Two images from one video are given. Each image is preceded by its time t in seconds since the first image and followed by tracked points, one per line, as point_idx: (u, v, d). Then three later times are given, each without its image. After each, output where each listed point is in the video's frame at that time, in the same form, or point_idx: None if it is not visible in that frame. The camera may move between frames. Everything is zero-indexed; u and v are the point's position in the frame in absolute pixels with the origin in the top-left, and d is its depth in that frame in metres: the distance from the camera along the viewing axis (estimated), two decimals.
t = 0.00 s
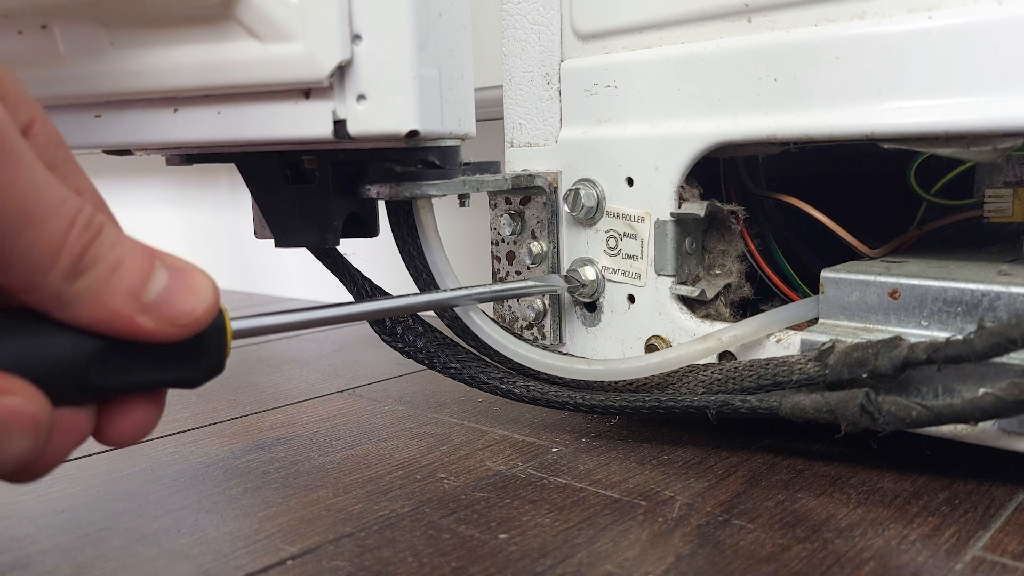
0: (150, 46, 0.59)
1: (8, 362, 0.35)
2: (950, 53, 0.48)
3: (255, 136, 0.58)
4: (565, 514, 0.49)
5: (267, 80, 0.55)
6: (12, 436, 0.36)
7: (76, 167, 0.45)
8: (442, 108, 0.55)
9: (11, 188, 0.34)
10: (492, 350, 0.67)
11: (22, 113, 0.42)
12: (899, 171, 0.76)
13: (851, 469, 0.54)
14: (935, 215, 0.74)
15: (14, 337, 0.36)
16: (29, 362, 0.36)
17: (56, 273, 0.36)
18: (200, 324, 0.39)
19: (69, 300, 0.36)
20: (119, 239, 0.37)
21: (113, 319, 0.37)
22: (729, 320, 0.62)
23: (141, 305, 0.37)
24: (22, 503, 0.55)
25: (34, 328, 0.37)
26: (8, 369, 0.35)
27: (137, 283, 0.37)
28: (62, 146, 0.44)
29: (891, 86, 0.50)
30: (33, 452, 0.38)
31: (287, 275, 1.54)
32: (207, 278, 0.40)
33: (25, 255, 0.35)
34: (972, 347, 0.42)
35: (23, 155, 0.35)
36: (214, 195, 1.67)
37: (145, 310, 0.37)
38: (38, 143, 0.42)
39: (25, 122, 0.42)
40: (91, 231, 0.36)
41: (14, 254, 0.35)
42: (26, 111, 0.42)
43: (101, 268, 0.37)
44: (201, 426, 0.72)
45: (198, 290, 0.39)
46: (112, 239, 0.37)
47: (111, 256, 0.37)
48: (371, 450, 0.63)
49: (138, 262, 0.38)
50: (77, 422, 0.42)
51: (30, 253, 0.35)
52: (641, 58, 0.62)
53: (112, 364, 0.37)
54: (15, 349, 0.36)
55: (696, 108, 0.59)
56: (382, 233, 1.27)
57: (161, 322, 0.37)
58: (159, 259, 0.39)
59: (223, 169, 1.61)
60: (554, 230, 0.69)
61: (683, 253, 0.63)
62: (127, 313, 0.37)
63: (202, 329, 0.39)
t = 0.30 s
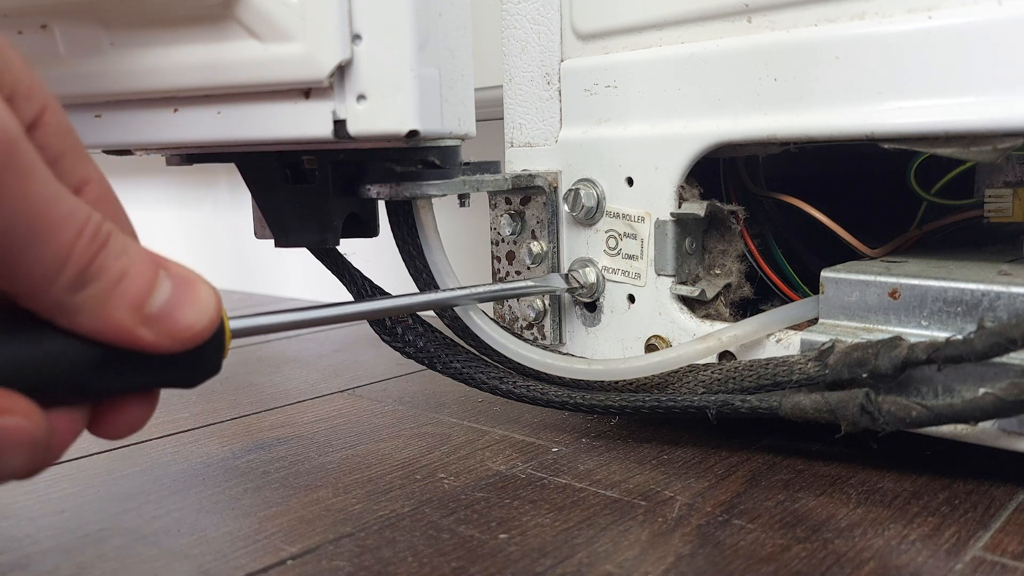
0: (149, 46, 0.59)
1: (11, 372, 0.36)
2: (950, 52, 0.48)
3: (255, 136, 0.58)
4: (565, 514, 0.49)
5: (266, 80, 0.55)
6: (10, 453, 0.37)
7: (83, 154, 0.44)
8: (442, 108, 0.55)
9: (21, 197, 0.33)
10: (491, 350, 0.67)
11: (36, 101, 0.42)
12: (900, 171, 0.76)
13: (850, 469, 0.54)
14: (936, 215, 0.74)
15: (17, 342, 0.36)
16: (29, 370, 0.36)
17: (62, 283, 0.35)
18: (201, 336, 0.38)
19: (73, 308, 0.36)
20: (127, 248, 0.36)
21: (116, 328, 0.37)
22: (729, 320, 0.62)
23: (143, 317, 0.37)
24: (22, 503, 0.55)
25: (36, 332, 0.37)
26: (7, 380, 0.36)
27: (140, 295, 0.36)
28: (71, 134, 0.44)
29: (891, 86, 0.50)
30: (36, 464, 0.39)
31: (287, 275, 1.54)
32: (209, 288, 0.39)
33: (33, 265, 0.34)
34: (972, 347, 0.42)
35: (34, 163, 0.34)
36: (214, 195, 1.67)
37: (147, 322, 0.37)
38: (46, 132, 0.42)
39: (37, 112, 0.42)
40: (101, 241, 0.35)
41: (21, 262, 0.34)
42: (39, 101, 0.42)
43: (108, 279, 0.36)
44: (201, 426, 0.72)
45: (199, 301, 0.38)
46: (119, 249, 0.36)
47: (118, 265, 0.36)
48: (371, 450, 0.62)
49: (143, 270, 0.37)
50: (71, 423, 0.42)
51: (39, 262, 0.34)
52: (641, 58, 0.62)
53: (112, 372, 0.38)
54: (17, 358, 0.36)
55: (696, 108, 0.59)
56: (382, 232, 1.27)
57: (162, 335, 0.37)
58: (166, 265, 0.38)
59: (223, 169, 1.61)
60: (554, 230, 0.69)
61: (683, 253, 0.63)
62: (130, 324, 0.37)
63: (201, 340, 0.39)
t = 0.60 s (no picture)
0: (150, 46, 0.59)
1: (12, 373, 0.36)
2: (950, 52, 0.48)
3: (255, 136, 0.58)
4: (565, 514, 0.49)
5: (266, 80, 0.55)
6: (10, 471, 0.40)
7: (87, 145, 0.43)
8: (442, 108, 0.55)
9: (29, 219, 0.33)
10: (491, 350, 0.67)
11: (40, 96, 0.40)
12: (900, 171, 0.76)
13: (850, 469, 0.54)
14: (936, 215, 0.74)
15: (20, 348, 0.37)
16: (36, 378, 0.37)
17: (66, 301, 0.35)
18: (201, 354, 0.38)
19: (75, 324, 0.36)
20: (131, 264, 0.36)
21: (115, 345, 0.37)
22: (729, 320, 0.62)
23: (145, 335, 0.37)
24: (22, 503, 0.55)
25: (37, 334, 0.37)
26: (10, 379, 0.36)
27: (142, 314, 0.36)
28: (74, 126, 0.42)
29: (891, 86, 0.50)
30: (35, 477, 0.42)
31: (287, 275, 1.54)
32: (212, 304, 0.39)
33: (37, 284, 0.34)
34: (972, 347, 0.42)
35: (39, 182, 0.33)
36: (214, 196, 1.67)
37: (147, 339, 0.37)
38: (50, 125, 0.41)
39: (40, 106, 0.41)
40: (105, 260, 0.35)
41: (25, 282, 0.34)
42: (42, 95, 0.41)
43: (110, 297, 0.36)
44: (201, 426, 0.72)
45: (201, 318, 0.38)
46: (124, 266, 0.36)
47: (121, 284, 0.36)
48: (371, 450, 0.62)
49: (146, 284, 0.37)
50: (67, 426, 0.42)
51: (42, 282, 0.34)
52: (641, 58, 0.62)
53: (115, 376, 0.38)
54: (23, 363, 0.37)
55: (695, 108, 0.59)
56: (382, 232, 1.27)
57: (161, 353, 0.37)
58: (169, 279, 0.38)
59: (223, 169, 1.60)
60: (554, 230, 0.69)
61: (683, 253, 0.63)
62: (131, 341, 0.37)
63: (202, 356, 0.39)
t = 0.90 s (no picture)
0: (149, 47, 0.59)
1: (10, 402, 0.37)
2: (950, 52, 0.48)
3: (255, 136, 0.58)
4: (565, 514, 0.49)
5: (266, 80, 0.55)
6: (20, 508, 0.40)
7: (96, 160, 0.42)
8: (442, 108, 0.55)
9: (42, 264, 0.32)
10: (491, 350, 0.67)
11: (51, 117, 0.38)
12: (900, 171, 0.76)
13: (850, 469, 0.54)
14: (936, 215, 0.74)
15: (23, 379, 0.37)
16: (37, 405, 0.38)
17: (75, 341, 0.35)
18: (208, 386, 0.39)
19: (81, 361, 0.36)
20: (141, 299, 0.36)
21: (121, 379, 0.37)
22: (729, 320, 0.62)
23: (153, 368, 0.37)
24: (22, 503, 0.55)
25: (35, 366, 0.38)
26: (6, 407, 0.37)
27: (151, 349, 0.36)
28: (83, 140, 0.41)
29: (892, 86, 0.50)
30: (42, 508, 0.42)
31: (287, 275, 1.54)
32: (218, 334, 0.39)
33: (46, 324, 0.34)
34: (972, 347, 0.42)
35: (47, 223, 0.32)
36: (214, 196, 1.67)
37: (154, 373, 0.37)
38: (61, 143, 0.39)
39: (52, 125, 0.39)
40: (116, 296, 0.34)
41: (35, 322, 0.33)
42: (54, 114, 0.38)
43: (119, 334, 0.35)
44: (201, 426, 0.72)
45: (209, 350, 0.38)
46: (134, 300, 0.35)
47: (131, 320, 0.35)
48: (371, 450, 0.62)
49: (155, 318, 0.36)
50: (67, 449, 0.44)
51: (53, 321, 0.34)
52: (641, 58, 0.62)
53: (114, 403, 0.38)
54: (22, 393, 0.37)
55: (696, 108, 0.59)
56: (382, 232, 1.27)
57: (167, 387, 0.38)
58: (178, 310, 0.38)
59: (223, 169, 1.60)
60: (554, 230, 0.69)
61: (683, 253, 0.63)
62: (138, 376, 0.37)
63: (209, 385, 0.39)
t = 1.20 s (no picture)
0: (150, 46, 0.59)
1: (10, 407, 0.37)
2: (950, 52, 0.48)
3: (255, 136, 0.58)
4: (565, 514, 0.49)
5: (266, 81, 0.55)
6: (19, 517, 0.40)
7: (99, 162, 0.42)
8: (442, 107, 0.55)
9: (43, 271, 0.32)
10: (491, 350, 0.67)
11: (53, 120, 0.38)
12: (900, 171, 0.76)
13: (851, 469, 0.54)
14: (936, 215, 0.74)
15: (23, 385, 0.37)
16: (37, 410, 0.38)
17: (75, 347, 0.35)
18: (207, 391, 0.39)
19: (81, 366, 0.36)
20: (141, 304, 0.36)
21: (120, 384, 0.37)
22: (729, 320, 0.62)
23: (153, 373, 0.37)
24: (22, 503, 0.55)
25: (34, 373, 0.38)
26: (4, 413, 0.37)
27: (151, 354, 0.36)
28: (86, 141, 0.41)
29: (892, 86, 0.50)
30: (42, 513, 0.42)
31: (286, 275, 1.55)
32: (218, 338, 0.39)
33: (46, 329, 0.33)
34: (972, 347, 0.42)
35: (46, 229, 0.32)
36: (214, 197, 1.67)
37: (154, 377, 0.37)
38: (63, 145, 0.39)
39: (55, 127, 0.38)
40: (116, 301, 0.34)
41: (36, 328, 0.33)
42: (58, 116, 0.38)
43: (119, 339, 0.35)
44: (201, 426, 0.72)
45: (210, 354, 0.38)
46: (136, 305, 0.35)
47: (132, 325, 0.35)
48: (371, 450, 0.62)
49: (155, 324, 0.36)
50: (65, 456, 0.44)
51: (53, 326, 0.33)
52: (641, 58, 0.62)
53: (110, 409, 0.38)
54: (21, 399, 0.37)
55: (696, 108, 0.59)
56: (382, 232, 1.27)
57: (166, 392, 0.38)
58: (178, 314, 0.38)
59: (223, 170, 1.60)
60: (554, 230, 0.69)
61: (683, 253, 0.63)
62: (137, 382, 0.37)
63: (208, 389, 0.39)
